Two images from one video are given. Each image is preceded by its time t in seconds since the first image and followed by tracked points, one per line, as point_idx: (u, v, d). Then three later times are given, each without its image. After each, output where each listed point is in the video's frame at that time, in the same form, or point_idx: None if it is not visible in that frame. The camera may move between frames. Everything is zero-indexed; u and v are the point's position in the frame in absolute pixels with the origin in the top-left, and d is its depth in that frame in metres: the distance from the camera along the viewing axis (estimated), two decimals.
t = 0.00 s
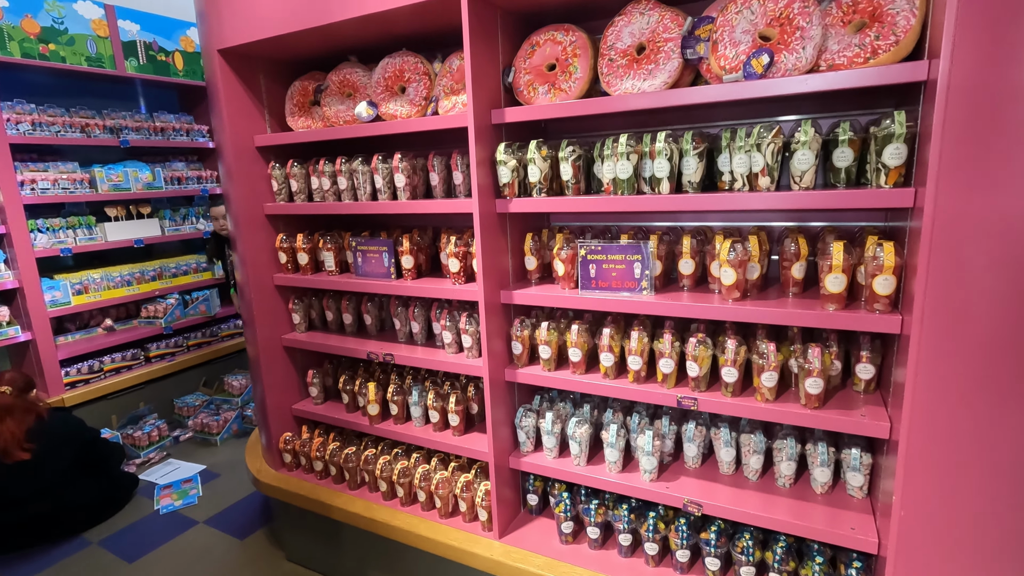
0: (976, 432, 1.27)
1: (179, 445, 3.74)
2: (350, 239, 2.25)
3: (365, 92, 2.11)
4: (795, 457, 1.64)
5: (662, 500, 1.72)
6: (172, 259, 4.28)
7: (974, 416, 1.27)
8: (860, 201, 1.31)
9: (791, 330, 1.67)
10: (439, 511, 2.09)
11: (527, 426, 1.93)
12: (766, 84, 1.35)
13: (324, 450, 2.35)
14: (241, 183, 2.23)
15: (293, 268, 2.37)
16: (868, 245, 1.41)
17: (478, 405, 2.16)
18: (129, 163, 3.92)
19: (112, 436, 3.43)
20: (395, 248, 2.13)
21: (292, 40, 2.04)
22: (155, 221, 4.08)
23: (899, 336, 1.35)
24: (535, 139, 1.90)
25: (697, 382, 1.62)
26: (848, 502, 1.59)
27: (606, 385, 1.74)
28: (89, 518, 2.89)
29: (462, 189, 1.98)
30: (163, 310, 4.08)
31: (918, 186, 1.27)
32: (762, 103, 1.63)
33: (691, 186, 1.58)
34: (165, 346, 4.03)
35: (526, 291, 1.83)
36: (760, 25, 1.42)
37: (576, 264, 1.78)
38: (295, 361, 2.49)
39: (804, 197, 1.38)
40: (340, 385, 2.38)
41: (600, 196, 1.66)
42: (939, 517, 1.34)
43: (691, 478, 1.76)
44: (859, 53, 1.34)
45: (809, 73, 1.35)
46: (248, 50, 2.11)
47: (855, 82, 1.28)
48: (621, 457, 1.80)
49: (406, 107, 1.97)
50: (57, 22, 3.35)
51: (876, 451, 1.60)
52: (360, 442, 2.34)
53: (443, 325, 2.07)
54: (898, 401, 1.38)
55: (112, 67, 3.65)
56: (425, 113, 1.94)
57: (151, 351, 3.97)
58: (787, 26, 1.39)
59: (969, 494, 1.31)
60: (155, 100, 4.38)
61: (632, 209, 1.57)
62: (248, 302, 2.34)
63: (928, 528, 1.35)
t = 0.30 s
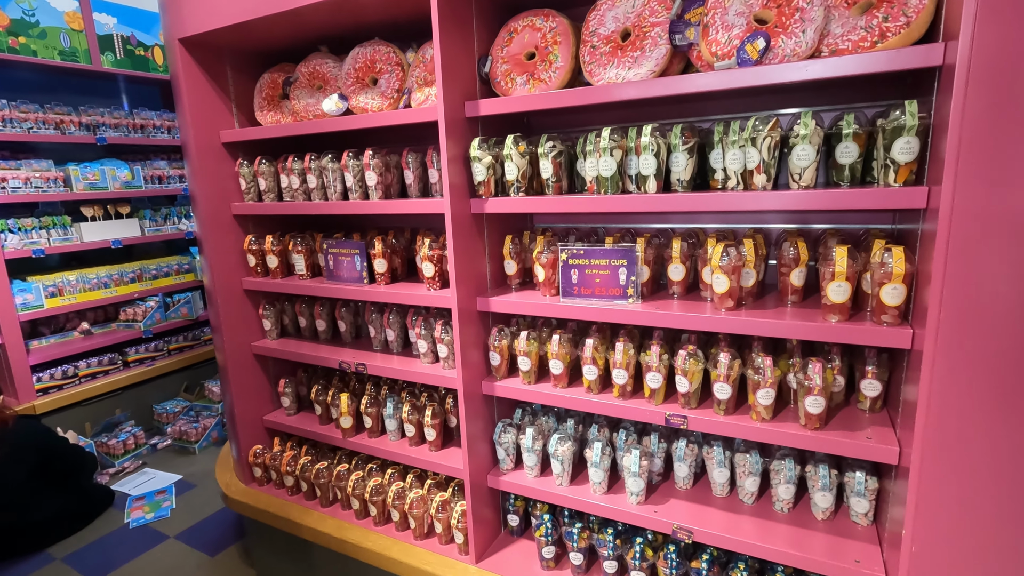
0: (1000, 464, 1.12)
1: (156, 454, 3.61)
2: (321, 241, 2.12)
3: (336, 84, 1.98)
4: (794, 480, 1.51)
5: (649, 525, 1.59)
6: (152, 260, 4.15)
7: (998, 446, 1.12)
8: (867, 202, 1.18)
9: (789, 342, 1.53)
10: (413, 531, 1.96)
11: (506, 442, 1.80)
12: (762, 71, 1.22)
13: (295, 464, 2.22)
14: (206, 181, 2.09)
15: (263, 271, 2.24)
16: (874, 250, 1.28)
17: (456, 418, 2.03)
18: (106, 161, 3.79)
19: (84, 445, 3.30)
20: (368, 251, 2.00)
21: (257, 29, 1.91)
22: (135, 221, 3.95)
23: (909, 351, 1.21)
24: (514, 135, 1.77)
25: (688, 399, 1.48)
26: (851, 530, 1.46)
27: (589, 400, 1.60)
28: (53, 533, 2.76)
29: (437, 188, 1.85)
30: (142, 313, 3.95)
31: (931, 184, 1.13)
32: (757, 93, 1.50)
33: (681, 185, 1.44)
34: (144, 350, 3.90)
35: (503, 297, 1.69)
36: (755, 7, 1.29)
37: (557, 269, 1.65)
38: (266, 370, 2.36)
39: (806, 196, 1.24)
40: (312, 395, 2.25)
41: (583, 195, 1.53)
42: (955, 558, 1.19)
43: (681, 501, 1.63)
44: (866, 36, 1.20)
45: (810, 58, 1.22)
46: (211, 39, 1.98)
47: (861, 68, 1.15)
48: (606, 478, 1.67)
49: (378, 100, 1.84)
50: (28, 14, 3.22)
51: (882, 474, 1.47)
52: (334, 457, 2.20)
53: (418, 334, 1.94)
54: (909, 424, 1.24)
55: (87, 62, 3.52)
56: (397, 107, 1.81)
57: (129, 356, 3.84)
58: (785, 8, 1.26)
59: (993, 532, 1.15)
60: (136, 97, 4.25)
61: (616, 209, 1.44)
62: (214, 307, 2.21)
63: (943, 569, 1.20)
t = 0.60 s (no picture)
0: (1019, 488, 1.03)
1: (140, 460, 3.52)
2: (299, 243, 2.03)
3: (313, 78, 1.88)
4: (793, 499, 1.41)
5: (640, 545, 1.50)
6: (138, 261, 4.06)
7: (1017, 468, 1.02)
8: (872, 202, 1.09)
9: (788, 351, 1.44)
10: (394, 548, 1.87)
11: (490, 456, 1.71)
12: (760, 60, 1.13)
13: (273, 476, 2.13)
14: (179, 181, 2.00)
15: (240, 275, 2.15)
16: (880, 254, 1.19)
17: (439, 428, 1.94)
18: (89, 160, 3.69)
19: (65, 451, 3.21)
20: (347, 254, 1.91)
21: (229, 20, 1.82)
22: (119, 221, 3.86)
23: (918, 364, 1.12)
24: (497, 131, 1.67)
25: (680, 413, 1.39)
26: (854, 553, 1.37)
27: (577, 412, 1.51)
28: (26, 544, 2.66)
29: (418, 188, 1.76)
30: (127, 315, 3.86)
31: (943, 183, 1.04)
32: (754, 86, 1.40)
33: (673, 184, 1.35)
34: (129, 354, 3.81)
35: (486, 303, 1.60)
36: None
37: (542, 273, 1.56)
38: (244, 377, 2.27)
39: (806, 197, 1.14)
40: (291, 403, 2.16)
41: (569, 195, 1.44)
42: None
43: (673, 519, 1.54)
44: (872, 23, 1.11)
45: (811, 47, 1.12)
46: (182, 31, 1.89)
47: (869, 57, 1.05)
48: (594, 494, 1.58)
49: (356, 95, 1.74)
50: (5, 8, 3.12)
51: (886, 494, 1.38)
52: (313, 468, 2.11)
53: (399, 340, 1.85)
54: (918, 442, 1.15)
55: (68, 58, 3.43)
56: (376, 102, 1.72)
57: (113, 359, 3.75)
58: None
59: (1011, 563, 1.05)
60: (122, 94, 4.15)
61: (603, 211, 1.35)
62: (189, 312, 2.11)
63: None
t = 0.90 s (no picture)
0: None
1: (117, 466, 3.40)
2: (266, 243, 1.90)
3: (278, 66, 1.76)
4: (794, 527, 1.28)
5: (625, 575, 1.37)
6: (118, 260, 3.94)
7: None
8: (883, 198, 0.96)
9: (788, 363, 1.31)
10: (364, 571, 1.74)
11: (465, 473, 1.58)
12: (755, 37, 1.00)
13: (240, 490, 2.00)
14: (138, 176, 1.87)
15: (205, 276, 2.03)
16: (890, 257, 1.06)
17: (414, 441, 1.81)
18: (65, 156, 3.57)
19: (37, 458, 3.09)
20: (314, 254, 1.78)
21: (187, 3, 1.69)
22: (98, 219, 3.73)
23: (934, 381, 0.99)
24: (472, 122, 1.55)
25: (669, 431, 1.26)
26: None
27: (557, 429, 1.38)
28: None
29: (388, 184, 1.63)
30: (105, 317, 3.73)
31: (966, 176, 0.91)
32: (750, 70, 1.27)
33: (662, 179, 1.22)
34: (108, 356, 3.69)
35: (459, 309, 1.47)
36: None
37: (519, 276, 1.43)
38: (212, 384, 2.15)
39: (808, 192, 1.01)
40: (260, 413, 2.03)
41: (547, 191, 1.30)
42: None
43: (663, 545, 1.41)
44: None
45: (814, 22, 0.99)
46: (138, 15, 1.76)
47: (879, 32, 0.92)
48: (577, 517, 1.45)
49: (321, 82, 1.61)
50: None
51: (896, 521, 1.25)
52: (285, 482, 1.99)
53: (370, 347, 1.72)
54: (934, 468, 1.02)
55: (41, 50, 3.31)
56: (342, 90, 1.59)
57: (91, 362, 3.63)
58: None
59: None
60: (101, 88, 4.03)
61: (583, 208, 1.22)
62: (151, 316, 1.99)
63: None
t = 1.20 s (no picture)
0: None
1: (98, 474, 3.31)
2: (236, 245, 1.79)
3: (245, 55, 1.64)
4: (799, 562, 1.16)
5: None
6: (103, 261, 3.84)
7: None
8: (902, 198, 0.83)
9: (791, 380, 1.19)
10: None
11: (442, 495, 1.46)
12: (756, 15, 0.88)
13: (209, 507, 1.89)
14: (101, 174, 1.76)
15: (174, 280, 1.92)
16: (909, 265, 0.93)
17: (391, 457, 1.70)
18: (47, 154, 3.47)
19: (14, 466, 2.99)
20: (285, 257, 1.66)
21: None
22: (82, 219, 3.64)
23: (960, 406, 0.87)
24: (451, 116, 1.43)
25: (660, 455, 1.14)
26: None
27: (538, 450, 1.26)
28: None
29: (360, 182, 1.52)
30: (88, 320, 3.62)
31: (1000, 172, 0.79)
32: (750, 56, 1.15)
33: (653, 177, 1.09)
34: (91, 360, 3.60)
35: (433, 318, 1.35)
36: None
37: (498, 283, 1.31)
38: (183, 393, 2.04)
39: (815, 191, 0.89)
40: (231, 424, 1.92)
41: (527, 189, 1.19)
42: None
43: None
44: None
45: None
46: (98, 2, 1.65)
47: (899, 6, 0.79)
48: (561, 545, 1.33)
49: (288, 72, 1.50)
50: None
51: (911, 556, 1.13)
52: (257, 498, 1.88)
53: (343, 357, 1.61)
54: (959, 506, 0.89)
55: (21, 44, 3.21)
56: (311, 80, 1.47)
57: (74, 366, 3.53)
58: None
59: None
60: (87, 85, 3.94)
61: (565, 209, 1.10)
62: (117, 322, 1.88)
63: None
